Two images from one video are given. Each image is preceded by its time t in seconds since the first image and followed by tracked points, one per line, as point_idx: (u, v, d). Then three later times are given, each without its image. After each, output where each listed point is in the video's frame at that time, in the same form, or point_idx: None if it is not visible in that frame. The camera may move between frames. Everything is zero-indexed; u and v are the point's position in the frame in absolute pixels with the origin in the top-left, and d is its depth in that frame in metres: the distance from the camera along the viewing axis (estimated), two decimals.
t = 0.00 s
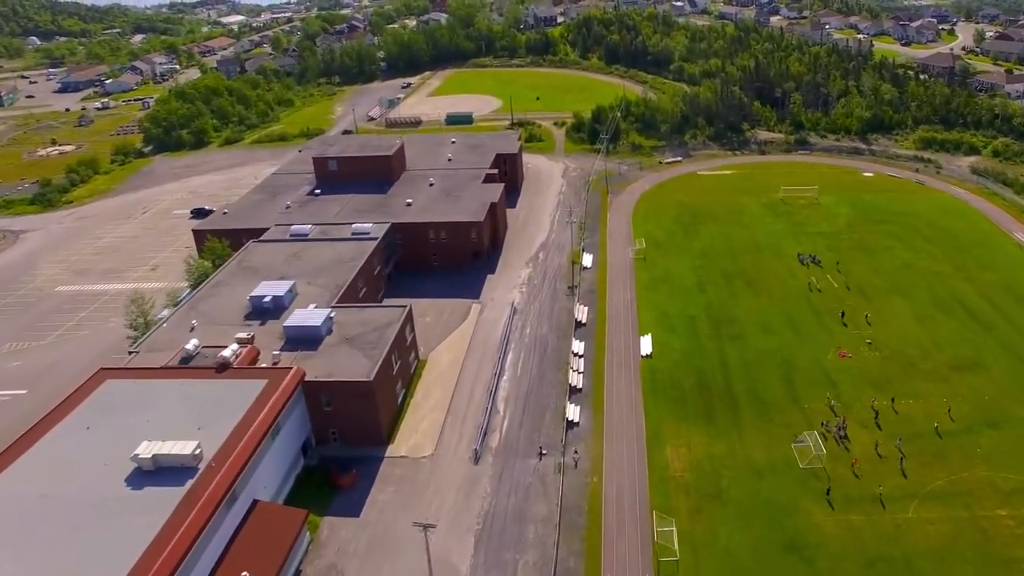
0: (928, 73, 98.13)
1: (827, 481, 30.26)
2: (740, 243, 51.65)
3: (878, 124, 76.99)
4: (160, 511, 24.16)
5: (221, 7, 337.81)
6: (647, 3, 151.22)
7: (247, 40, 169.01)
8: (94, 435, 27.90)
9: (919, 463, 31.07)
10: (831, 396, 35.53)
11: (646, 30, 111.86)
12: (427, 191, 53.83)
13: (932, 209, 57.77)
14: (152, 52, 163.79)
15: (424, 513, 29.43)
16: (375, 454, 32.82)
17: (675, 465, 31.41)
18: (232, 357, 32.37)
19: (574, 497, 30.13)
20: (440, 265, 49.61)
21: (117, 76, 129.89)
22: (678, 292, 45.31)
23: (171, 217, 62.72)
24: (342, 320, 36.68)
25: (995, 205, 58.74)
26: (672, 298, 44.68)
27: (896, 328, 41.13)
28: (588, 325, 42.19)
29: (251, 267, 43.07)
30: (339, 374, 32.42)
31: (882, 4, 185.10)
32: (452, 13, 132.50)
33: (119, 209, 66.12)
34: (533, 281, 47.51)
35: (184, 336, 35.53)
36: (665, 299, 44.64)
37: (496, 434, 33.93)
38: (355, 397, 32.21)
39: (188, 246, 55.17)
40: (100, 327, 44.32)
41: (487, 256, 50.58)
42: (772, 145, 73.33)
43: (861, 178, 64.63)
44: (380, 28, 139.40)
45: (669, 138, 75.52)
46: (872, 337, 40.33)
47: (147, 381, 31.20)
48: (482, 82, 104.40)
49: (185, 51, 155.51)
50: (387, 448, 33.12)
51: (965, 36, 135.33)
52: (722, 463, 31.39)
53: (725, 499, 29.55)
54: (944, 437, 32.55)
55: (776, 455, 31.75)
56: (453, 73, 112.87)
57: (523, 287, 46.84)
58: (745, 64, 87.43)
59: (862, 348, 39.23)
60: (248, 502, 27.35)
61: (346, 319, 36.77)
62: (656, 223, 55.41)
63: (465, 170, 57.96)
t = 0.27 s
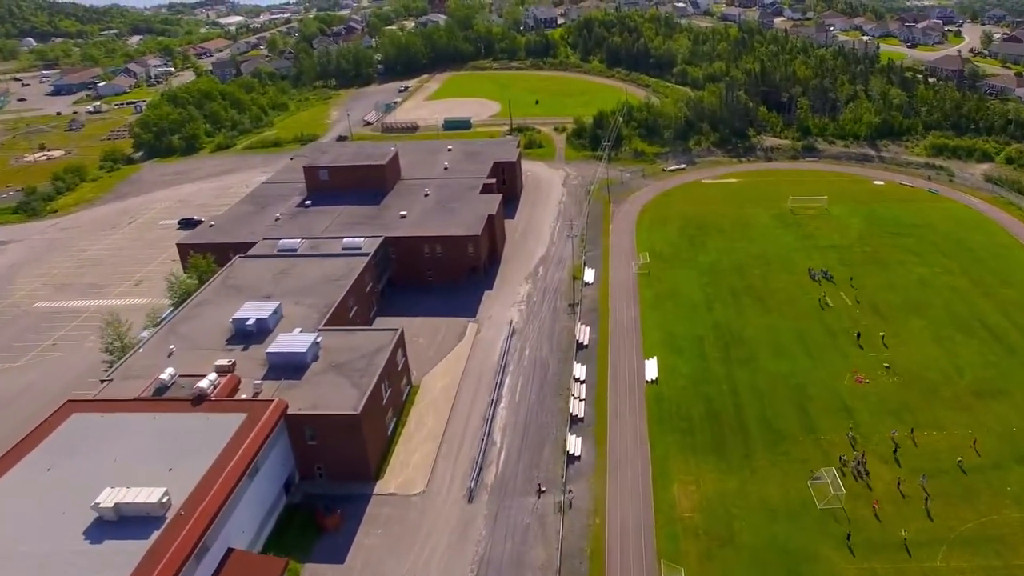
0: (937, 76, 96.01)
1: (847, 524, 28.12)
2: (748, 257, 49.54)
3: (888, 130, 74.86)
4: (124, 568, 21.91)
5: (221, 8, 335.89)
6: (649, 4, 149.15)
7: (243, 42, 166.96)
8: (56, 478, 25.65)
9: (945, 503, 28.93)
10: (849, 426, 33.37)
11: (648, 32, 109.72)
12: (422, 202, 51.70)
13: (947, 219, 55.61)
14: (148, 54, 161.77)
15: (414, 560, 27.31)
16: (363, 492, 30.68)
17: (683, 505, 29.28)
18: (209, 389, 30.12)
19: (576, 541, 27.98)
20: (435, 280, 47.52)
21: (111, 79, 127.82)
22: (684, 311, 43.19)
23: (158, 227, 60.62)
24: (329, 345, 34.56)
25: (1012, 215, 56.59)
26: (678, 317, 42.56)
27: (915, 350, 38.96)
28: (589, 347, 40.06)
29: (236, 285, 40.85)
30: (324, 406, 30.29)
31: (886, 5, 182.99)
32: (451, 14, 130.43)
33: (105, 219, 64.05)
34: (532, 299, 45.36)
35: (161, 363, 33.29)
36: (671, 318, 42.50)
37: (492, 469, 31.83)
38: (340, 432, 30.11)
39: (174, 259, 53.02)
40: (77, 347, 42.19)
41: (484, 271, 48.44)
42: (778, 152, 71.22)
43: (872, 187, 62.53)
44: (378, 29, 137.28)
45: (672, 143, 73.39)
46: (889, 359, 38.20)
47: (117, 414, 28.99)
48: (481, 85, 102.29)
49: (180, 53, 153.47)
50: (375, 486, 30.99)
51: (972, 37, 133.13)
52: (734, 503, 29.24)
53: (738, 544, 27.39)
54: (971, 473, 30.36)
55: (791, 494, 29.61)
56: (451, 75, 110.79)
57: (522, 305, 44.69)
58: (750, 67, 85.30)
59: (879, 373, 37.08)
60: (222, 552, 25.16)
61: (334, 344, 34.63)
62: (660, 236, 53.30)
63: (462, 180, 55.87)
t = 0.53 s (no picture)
0: (946, 80, 93.83)
1: (870, 573, 25.95)
2: (756, 271, 47.42)
3: (897, 136, 72.72)
4: None
5: (219, 8, 333.88)
6: (651, 6, 146.95)
7: (239, 43, 164.76)
8: (9, 527, 23.41)
9: (975, 548, 26.77)
10: (868, 460, 31.20)
11: (650, 34, 107.55)
12: (416, 214, 49.57)
13: (962, 231, 53.40)
14: (142, 56, 159.62)
15: None
16: (348, 536, 28.53)
17: (692, 549, 27.12)
18: (183, 424, 27.85)
19: None
20: (429, 297, 45.57)
21: (103, 81, 125.64)
22: (690, 331, 41.06)
23: (144, 238, 58.47)
24: (313, 373, 32.47)
25: None
26: (684, 338, 40.48)
27: (935, 375, 36.79)
28: (591, 371, 37.95)
29: (219, 306, 38.69)
30: (306, 442, 28.19)
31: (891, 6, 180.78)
32: (450, 16, 128.33)
33: (89, 228, 61.91)
34: (531, 318, 43.20)
35: (134, 393, 31.14)
36: (677, 339, 40.39)
37: (486, 508, 29.72)
38: (323, 471, 28.02)
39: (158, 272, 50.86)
40: (52, 368, 40.05)
41: (480, 287, 46.29)
42: (785, 158, 69.07)
43: (883, 196, 60.42)
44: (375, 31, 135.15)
45: (676, 150, 71.24)
46: (908, 384, 36.08)
47: (81, 452, 26.77)
48: (479, 88, 100.12)
49: (175, 55, 151.25)
50: (362, 529, 28.85)
51: (979, 39, 130.91)
52: (747, 547, 27.10)
53: None
54: (1003, 515, 28.14)
55: (808, 537, 27.49)
56: (449, 78, 108.68)
57: (520, 324, 42.54)
58: (755, 70, 83.13)
59: (898, 400, 34.90)
60: None
61: (318, 373, 32.49)
62: (665, 248, 51.22)
63: (458, 190, 53.76)
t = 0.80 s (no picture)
0: (954, 83, 91.69)
1: None
2: (765, 287, 45.37)
3: (907, 142, 70.62)
4: None
5: (218, 8, 331.76)
6: (651, 7, 144.81)
7: (234, 45, 162.54)
8: None
9: None
10: (889, 499, 29.16)
11: (651, 36, 105.45)
12: (409, 227, 47.49)
13: (978, 243, 51.29)
14: (136, 58, 157.39)
15: None
16: None
17: None
18: (150, 465, 25.64)
19: None
20: (422, 315, 43.50)
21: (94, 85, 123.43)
22: (697, 353, 39.03)
23: (127, 250, 56.34)
24: (295, 404, 30.31)
25: None
26: (691, 361, 38.43)
27: (957, 402, 34.71)
28: (592, 398, 35.89)
29: (198, 328, 36.51)
30: (284, 484, 26.05)
31: (895, 7, 178.61)
32: (448, 17, 126.26)
33: (72, 239, 59.75)
34: (528, 338, 41.13)
35: (101, 427, 29.00)
36: (683, 362, 38.35)
37: (480, 552, 27.67)
38: (303, 516, 25.90)
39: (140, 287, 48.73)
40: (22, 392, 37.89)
41: (475, 305, 44.19)
42: (791, 166, 66.98)
43: (894, 206, 58.33)
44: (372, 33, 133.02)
45: (679, 156, 69.14)
46: (928, 414, 33.99)
47: (38, 497, 24.60)
48: (477, 91, 98.03)
49: (168, 57, 149.00)
50: None
51: (986, 41, 128.71)
52: None
53: None
54: None
55: None
56: (447, 82, 106.61)
57: (517, 345, 40.47)
58: (760, 74, 81.01)
59: (919, 430, 32.84)
60: None
61: (300, 404, 30.37)
62: (669, 262, 49.16)
63: (453, 200, 51.65)
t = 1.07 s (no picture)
0: (963, 87, 89.61)
1: None
2: (774, 305, 43.32)
3: (917, 148, 68.55)
4: None
5: (216, 9, 329.62)
6: (653, 9, 142.76)
7: (230, 47, 160.47)
8: None
9: None
10: (911, 541, 27.11)
11: (653, 38, 103.38)
12: (402, 241, 45.42)
13: (996, 257, 49.18)
14: (131, 59, 155.34)
15: None
16: None
17: None
18: (112, 513, 23.48)
19: None
20: (414, 335, 41.49)
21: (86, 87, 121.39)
22: (703, 377, 36.99)
23: (110, 262, 54.29)
24: (275, 440, 28.19)
25: None
26: (697, 386, 36.38)
27: (981, 432, 32.62)
28: (593, 427, 33.86)
29: (176, 352, 34.38)
30: (259, 533, 23.93)
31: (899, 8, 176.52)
32: (446, 19, 124.26)
33: (54, 250, 57.71)
34: (526, 360, 39.07)
35: (64, 465, 26.94)
36: (689, 387, 36.32)
37: None
38: (278, 567, 23.84)
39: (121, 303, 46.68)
40: None
41: (470, 324, 42.11)
42: (798, 173, 64.93)
43: (906, 216, 56.27)
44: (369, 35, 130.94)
45: (682, 164, 67.10)
46: (951, 445, 31.92)
47: None
48: (476, 95, 95.98)
49: (163, 59, 146.93)
50: None
51: (993, 43, 126.59)
52: None
53: None
54: None
55: None
56: (445, 85, 104.55)
57: (514, 369, 38.39)
58: (765, 77, 78.94)
59: (942, 464, 30.77)
60: None
61: (281, 439, 28.23)
62: (673, 277, 47.11)
63: (448, 212, 49.57)
